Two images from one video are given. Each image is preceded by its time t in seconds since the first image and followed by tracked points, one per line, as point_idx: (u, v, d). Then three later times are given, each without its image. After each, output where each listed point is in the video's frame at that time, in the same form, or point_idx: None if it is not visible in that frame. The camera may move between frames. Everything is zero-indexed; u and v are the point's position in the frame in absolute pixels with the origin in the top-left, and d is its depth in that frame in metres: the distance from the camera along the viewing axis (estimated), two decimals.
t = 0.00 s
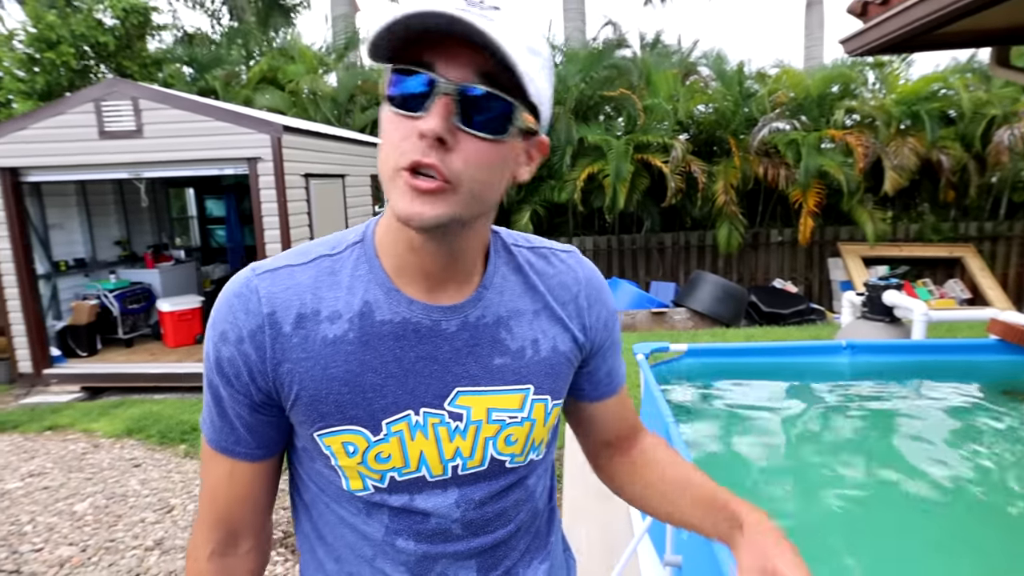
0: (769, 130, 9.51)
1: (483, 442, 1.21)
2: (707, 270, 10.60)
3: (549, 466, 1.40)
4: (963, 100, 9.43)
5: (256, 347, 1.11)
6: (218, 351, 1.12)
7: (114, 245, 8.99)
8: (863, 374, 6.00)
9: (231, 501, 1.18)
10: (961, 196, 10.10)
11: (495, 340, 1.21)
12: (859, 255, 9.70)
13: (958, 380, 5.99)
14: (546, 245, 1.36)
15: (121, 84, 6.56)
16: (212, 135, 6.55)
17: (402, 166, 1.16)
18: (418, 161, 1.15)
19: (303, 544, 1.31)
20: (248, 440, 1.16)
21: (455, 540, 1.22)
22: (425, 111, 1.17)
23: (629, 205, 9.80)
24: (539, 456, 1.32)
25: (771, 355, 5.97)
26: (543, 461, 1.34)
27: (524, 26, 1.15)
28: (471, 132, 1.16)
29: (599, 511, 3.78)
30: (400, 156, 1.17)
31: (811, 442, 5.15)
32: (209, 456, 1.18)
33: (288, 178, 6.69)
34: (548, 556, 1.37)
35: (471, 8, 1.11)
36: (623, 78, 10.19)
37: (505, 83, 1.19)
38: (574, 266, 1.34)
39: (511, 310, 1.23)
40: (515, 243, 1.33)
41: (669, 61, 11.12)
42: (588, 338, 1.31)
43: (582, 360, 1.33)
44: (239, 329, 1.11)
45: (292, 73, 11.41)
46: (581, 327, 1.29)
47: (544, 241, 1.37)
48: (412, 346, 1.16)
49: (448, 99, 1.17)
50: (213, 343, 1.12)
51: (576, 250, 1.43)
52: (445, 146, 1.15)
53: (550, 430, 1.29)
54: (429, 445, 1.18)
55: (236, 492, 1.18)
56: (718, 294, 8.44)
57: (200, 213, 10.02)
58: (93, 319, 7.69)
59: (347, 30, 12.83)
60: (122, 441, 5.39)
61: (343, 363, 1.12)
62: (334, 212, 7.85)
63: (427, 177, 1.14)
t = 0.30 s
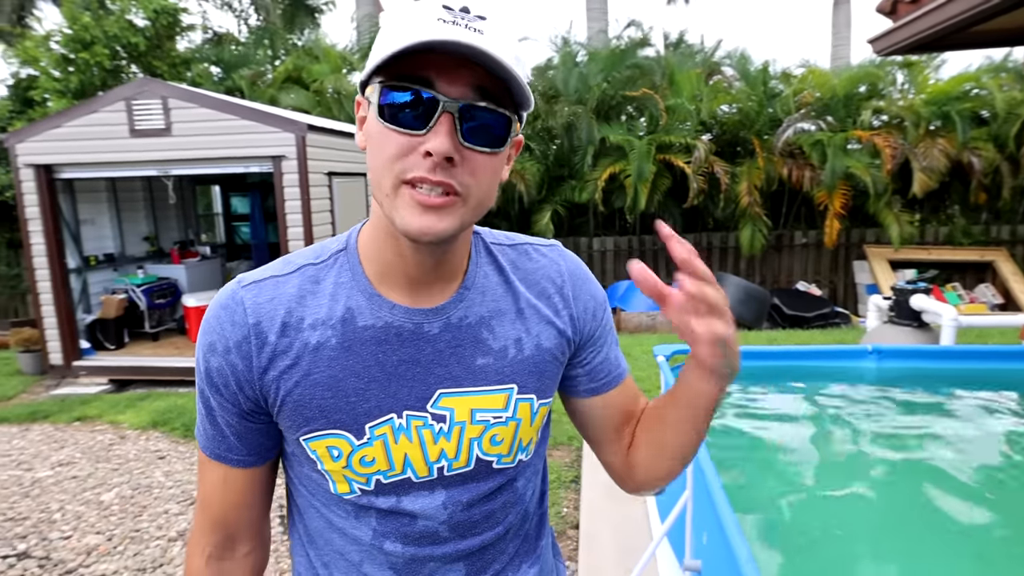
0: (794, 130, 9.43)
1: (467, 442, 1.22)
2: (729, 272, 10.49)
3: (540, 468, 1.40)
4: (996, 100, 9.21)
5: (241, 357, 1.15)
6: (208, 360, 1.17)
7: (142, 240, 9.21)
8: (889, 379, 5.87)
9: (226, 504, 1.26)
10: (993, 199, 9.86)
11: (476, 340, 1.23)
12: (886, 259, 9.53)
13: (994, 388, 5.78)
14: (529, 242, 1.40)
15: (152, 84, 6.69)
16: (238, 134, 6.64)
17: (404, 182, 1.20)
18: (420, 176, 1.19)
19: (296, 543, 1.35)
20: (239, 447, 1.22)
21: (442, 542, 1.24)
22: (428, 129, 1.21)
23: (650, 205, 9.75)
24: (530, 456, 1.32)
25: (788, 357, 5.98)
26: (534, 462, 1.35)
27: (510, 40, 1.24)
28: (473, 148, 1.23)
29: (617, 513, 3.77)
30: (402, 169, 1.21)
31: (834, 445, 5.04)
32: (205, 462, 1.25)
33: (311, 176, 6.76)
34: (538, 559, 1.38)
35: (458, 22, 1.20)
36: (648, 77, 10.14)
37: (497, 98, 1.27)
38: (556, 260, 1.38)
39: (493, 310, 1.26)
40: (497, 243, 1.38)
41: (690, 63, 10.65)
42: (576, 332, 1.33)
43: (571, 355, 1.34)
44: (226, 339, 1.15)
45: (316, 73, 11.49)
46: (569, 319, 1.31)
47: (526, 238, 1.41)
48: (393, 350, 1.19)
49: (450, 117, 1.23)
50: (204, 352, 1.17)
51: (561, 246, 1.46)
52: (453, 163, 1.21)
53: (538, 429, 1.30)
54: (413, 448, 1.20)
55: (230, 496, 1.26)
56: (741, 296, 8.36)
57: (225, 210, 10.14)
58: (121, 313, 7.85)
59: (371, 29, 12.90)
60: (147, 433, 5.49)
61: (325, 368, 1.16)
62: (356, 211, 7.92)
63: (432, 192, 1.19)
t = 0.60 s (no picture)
0: (821, 134, 9.31)
1: (475, 469, 1.20)
2: (754, 277, 10.38)
3: (553, 486, 1.37)
4: None
5: (256, 372, 1.17)
6: (229, 372, 1.19)
7: (172, 246, 9.41)
8: (917, 389, 5.77)
9: (250, 502, 1.29)
10: None
11: (489, 366, 1.19)
12: (915, 265, 9.33)
13: None
14: (551, 263, 1.33)
15: (182, 93, 6.85)
16: (265, 141, 6.76)
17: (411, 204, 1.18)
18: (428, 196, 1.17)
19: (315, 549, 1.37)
20: (257, 455, 1.25)
21: (449, 562, 1.22)
22: (436, 143, 1.19)
23: (674, 210, 9.69)
24: (540, 481, 1.28)
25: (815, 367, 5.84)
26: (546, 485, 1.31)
27: (523, 57, 1.21)
28: (482, 162, 1.20)
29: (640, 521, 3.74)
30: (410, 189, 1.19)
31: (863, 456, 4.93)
32: (231, 461, 1.28)
33: (335, 182, 6.84)
34: None
35: (469, 39, 1.17)
36: (671, 82, 10.08)
37: (509, 113, 1.23)
38: (579, 284, 1.30)
39: (508, 335, 1.22)
40: (517, 263, 1.32)
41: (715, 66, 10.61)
42: (592, 359, 1.26)
43: (587, 382, 1.28)
44: (242, 354, 1.17)
45: (341, 80, 11.64)
46: (585, 348, 1.25)
47: (550, 259, 1.34)
48: (404, 373, 1.17)
49: (459, 131, 1.19)
50: (225, 366, 1.20)
51: (585, 267, 1.38)
52: (461, 179, 1.18)
53: (549, 456, 1.25)
54: (419, 471, 1.18)
55: (251, 498, 1.28)
56: (767, 303, 8.31)
57: (252, 216, 10.30)
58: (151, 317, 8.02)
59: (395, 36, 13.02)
60: (175, 435, 5.60)
61: (336, 390, 1.15)
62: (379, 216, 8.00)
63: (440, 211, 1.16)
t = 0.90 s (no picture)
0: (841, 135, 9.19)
1: (483, 484, 1.19)
2: (772, 279, 10.28)
3: (570, 502, 1.35)
4: None
5: (275, 370, 1.18)
6: (252, 366, 1.22)
7: (192, 247, 9.55)
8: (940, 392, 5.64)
9: (272, 487, 1.32)
10: None
11: (505, 383, 1.19)
12: (937, 267, 9.18)
13: None
14: (579, 282, 1.30)
15: (203, 96, 6.96)
16: (284, 144, 6.84)
17: (438, 230, 1.17)
18: (456, 224, 1.16)
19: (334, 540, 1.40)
20: (277, 446, 1.27)
21: (455, 569, 1.23)
22: (464, 173, 1.18)
23: (691, 212, 9.63)
24: (552, 499, 1.27)
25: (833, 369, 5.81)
26: (561, 501, 1.30)
27: (553, 80, 1.21)
28: (511, 193, 1.19)
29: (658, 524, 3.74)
30: (436, 215, 1.18)
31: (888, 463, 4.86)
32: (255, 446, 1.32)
33: (353, 184, 6.91)
34: None
35: (499, 58, 1.17)
36: (688, 82, 10.07)
37: (539, 139, 1.23)
38: (606, 307, 1.26)
39: (525, 353, 1.20)
40: (541, 278, 1.30)
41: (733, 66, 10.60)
42: (612, 385, 1.23)
43: (605, 407, 1.25)
44: (264, 351, 1.19)
45: (359, 83, 11.73)
46: (604, 372, 1.22)
47: (578, 277, 1.31)
48: (418, 384, 1.17)
49: (488, 160, 1.19)
50: (249, 359, 1.23)
51: (616, 288, 1.34)
52: (490, 212, 1.17)
53: (563, 476, 1.24)
54: (429, 480, 1.19)
55: (273, 485, 1.31)
56: (785, 306, 8.23)
57: (271, 218, 10.42)
58: (173, 316, 8.16)
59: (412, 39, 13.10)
60: (196, 433, 5.68)
61: (350, 395, 1.16)
62: (396, 217, 8.06)
63: (467, 240, 1.16)
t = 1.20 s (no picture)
0: (857, 135, 9.10)
1: (488, 487, 1.21)
2: (787, 281, 10.20)
3: (579, 509, 1.35)
4: None
5: (284, 366, 1.20)
6: (263, 362, 1.24)
7: (208, 248, 9.67)
8: (956, 394, 5.57)
9: (285, 484, 1.35)
10: None
11: (512, 386, 1.20)
12: (956, 269, 9.06)
13: None
14: (590, 286, 1.31)
15: (220, 99, 7.05)
16: (298, 146, 6.91)
17: (448, 230, 1.18)
18: (468, 226, 1.17)
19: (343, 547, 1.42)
20: (288, 444, 1.30)
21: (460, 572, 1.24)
22: (476, 173, 1.20)
23: (705, 213, 9.59)
24: (559, 505, 1.27)
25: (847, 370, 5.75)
26: (569, 507, 1.30)
27: (568, 81, 1.22)
28: (523, 194, 1.21)
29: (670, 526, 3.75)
30: (447, 217, 1.19)
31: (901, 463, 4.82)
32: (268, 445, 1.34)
33: (367, 185, 6.96)
34: None
35: (515, 58, 1.17)
36: (702, 83, 10.04)
37: (552, 140, 1.24)
38: (617, 311, 1.27)
39: (533, 356, 1.22)
40: (551, 281, 1.31)
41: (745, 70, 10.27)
42: (621, 391, 1.23)
43: (614, 413, 1.25)
44: (273, 347, 1.21)
45: (373, 85, 11.80)
46: (613, 378, 1.22)
47: (589, 281, 1.32)
48: (424, 384, 1.19)
49: (499, 160, 1.20)
50: (261, 356, 1.25)
51: (628, 293, 1.34)
52: (499, 213, 1.18)
53: (569, 482, 1.24)
54: (433, 482, 1.21)
55: (286, 483, 1.35)
56: (799, 308, 8.17)
57: (285, 219, 10.50)
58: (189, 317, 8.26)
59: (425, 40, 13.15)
60: (211, 432, 5.75)
61: (356, 393, 1.18)
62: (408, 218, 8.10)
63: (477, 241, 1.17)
